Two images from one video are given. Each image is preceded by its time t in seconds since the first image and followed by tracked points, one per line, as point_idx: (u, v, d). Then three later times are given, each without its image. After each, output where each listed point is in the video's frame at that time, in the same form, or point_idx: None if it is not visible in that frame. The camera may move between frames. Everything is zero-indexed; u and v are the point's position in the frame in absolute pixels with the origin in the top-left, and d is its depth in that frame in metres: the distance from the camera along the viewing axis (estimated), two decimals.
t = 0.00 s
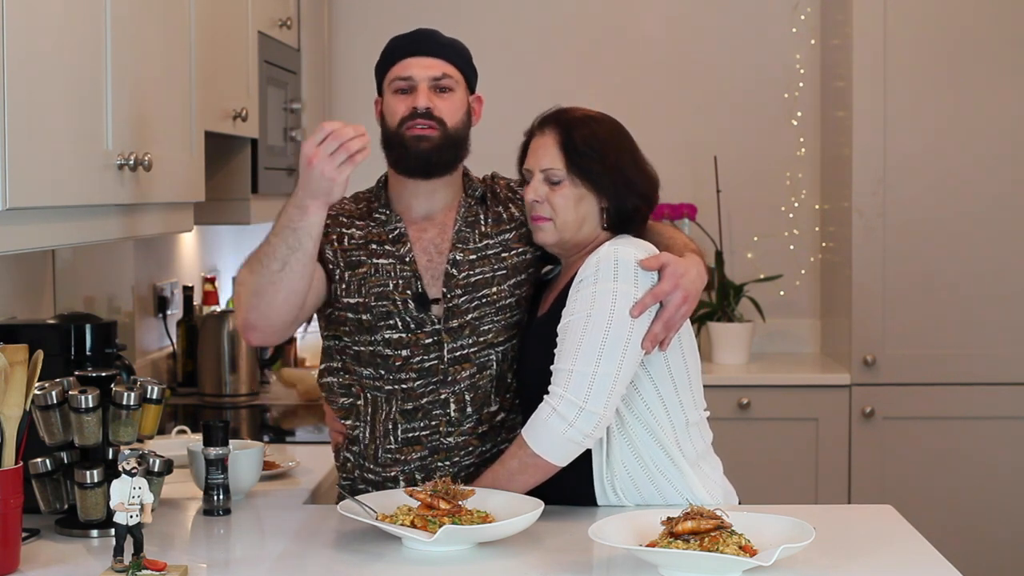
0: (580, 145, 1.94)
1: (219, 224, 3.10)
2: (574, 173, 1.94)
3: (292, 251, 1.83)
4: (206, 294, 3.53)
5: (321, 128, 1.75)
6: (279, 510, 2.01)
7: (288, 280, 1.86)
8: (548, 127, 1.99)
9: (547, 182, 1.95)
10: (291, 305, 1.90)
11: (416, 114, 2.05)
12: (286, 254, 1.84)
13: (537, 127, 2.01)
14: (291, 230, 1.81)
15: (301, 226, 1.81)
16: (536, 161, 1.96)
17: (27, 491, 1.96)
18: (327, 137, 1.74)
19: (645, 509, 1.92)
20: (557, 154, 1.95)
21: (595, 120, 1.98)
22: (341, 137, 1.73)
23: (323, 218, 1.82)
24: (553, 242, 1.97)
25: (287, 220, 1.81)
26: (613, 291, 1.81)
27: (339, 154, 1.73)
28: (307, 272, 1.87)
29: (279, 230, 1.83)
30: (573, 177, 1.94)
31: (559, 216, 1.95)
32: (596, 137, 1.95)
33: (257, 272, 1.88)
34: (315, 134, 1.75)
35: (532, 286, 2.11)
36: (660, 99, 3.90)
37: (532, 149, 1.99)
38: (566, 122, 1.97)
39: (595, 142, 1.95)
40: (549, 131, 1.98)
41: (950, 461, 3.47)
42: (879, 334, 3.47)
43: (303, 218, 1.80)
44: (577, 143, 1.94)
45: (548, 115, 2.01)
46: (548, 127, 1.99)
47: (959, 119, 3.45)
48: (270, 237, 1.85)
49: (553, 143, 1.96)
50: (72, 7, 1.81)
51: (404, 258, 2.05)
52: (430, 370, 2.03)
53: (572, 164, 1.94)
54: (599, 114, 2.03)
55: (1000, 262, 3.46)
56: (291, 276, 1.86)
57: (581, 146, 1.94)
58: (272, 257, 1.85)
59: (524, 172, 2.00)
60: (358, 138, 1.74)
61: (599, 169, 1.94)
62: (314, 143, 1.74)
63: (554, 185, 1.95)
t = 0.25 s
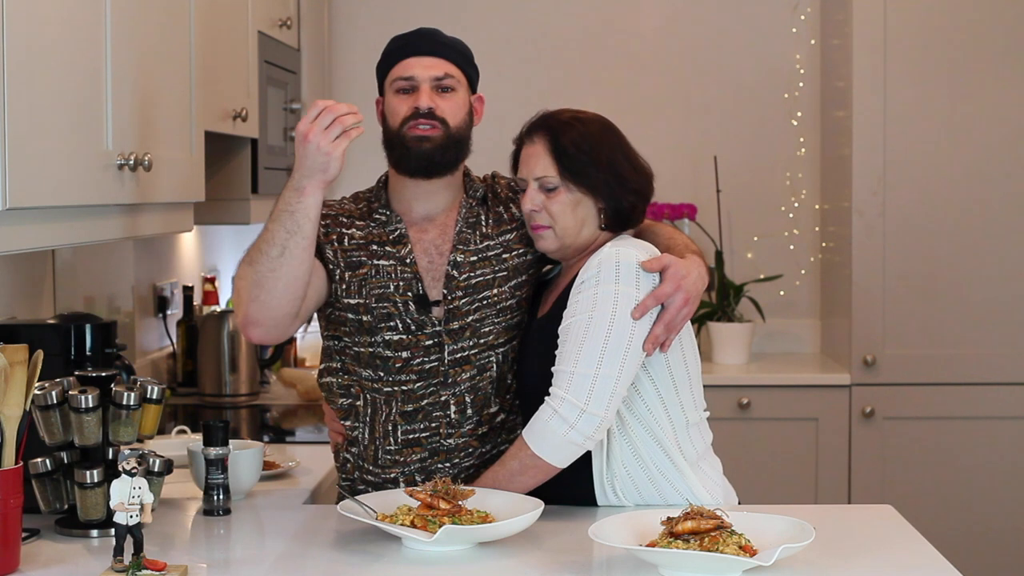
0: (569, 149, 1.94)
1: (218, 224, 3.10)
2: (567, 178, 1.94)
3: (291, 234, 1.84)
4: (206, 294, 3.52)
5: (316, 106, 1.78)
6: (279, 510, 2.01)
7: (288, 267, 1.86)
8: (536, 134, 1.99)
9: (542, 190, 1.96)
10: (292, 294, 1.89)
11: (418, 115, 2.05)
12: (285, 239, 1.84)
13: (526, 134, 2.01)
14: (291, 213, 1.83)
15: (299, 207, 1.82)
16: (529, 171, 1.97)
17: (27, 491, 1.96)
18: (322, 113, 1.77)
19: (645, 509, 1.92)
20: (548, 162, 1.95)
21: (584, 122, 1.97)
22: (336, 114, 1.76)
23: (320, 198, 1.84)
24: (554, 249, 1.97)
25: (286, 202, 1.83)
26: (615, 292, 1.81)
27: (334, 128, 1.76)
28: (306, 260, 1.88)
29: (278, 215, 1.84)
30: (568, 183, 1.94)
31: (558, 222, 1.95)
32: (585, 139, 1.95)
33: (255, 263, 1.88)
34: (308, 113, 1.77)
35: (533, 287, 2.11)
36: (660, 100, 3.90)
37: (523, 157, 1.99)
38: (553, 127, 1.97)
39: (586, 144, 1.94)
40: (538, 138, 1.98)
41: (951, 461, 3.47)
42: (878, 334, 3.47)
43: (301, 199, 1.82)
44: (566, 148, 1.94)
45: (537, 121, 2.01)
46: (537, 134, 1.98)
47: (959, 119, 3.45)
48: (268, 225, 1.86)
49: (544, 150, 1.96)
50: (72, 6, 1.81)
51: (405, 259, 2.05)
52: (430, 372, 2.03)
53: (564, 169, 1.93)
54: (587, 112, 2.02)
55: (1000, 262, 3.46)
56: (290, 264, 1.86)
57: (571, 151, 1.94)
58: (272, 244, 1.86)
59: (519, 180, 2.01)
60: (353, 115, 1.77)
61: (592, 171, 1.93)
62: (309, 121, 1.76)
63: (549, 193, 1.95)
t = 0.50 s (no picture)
0: (567, 152, 1.94)
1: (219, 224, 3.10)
2: (566, 182, 1.94)
3: (298, 287, 1.83)
4: (206, 294, 3.52)
5: (315, 160, 1.68)
6: (279, 510, 2.01)
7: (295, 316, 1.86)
8: (533, 137, 1.98)
9: (542, 193, 1.96)
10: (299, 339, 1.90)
11: (415, 117, 2.05)
12: (292, 291, 1.84)
13: (523, 137, 2.01)
14: (297, 270, 1.81)
15: (305, 264, 1.80)
16: (528, 174, 1.97)
17: (28, 491, 1.96)
18: (322, 169, 1.68)
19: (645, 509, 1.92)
20: (546, 166, 1.95)
21: (579, 123, 1.97)
22: (337, 170, 1.67)
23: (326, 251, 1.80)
24: (556, 252, 1.97)
25: (293, 259, 1.80)
26: (617, 295, 1.81)
27: (338, 183, 1.68)
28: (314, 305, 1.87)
29: (284, 268, 1.82)
30: (567, 186, 1.94)
31: (559, 225, 1.95)
32: (582, 141, 1.94)
33: (262, 311, 1.87)
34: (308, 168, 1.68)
35: (534, 288, 2.11)
36: (660, 100, 3.90)
37: (522, 161, 1.99)
38: (550, 130, 1.96)
39: (583, 145, 1.94)
40: (535, 142, 1.98)
41: (951, 461, 3.47)
42: (878, 334, 3.47)
43: (308, 255, 1.79)
44: (564, 150, 1.94)
45: (533, 124, 2.01)
46: (533, 138, 1.98)
47: (959, 119, 3.45)
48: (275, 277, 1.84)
49: (542, 154, 1.96)
50: (71, 6, 1.81)
51: (406, 263, 2.05)
52: (432, 374, 2.03)
53: (562, 173, 1.93)
54: (581, 113, 2.02)
55: (1000, 262, 3.46)
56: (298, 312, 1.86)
57: (568, 154, 1.94)
58: (278, 295, 1.85)
59: (517, 183, 2.01)
60: (353, 168, 1.68)
61: (590, 173, 1.93)
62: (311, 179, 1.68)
63: (549, 196, 1.95)
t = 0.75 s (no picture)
0: (566, 153, 1.93)
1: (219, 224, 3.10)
2: (565, 184, 1.94)
3: (315, 369, 1.86)
4: (206, 294, 3.52)
5: (330, 291, 1.66)
6: (279, 510, 2.01)
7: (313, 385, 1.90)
8: (532, 138, 1.98)
9: (541, 195, 1.96)
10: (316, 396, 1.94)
11: (416, 119, 2.05)
12: (310, 371, 1.86)
13: (523, 138, 2.00)
14: (314, 356, 1.82)
15: (321, 355, 1.81)
16: (528, 175, 1.97)
17: (28, 491, 1.96)
18: (338, 303, 1.66)
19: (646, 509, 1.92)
20: (546, 167, 1.95)
21: (579, 124, 1.96)
22: (354, 303, 1.66)
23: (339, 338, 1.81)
24: (556, 254, 1.98)
25: (309, 351, 1.80)
26: (616, 295, 1.80)
27: (356, 314, 1.67)
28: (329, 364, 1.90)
29: (299, 356, 1.82)
30: (566, 188, 1.94)
31: (559, 227, 1.96)
32: (582, 142, 1.94)
33: (277, 378, 1.90)
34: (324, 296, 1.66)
35: (536, 288, 2.11)
36: (660, 100, 3.90)
37: (521, 161, 1.99)
38: (549, 131, 1.96)
39: (582, 147, 1.94)
40: (534, 143, 1.97)
41: (951, 461, 3.47)
42: (878, 334, 3.47)
43: (324, 349, 1.80)
44: (563, 152, 1.94)
45: (532, 125, 2.00)
46: (533, 139, 1.97)
47: (959, 118, 3.45)
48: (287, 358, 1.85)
49: (541, 156, 1.96)
50: (71, 6, 1.81)
51: (405, 271, 2.04)
52: (435, 377, 2.03)
53: (562, 175, 1.93)
54: (579, 113, 2.02)
55: (1000, 262, 3.46)
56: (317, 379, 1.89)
57: (568, 155, 1.93)
58: (294, 374, 1.87)
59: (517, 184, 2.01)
60: (368, 295, 1.67)
61: (589, 174, 1.93)
62: (327, 310, 1.66)
63: (549, 198, 1.95)
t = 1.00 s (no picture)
0: (567, 153, 1.94)
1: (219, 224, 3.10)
2: (565, 183, 1.94)
3: (309, 347, 1.84)
4: (206, 294, 3.52)
5: (329, 258, 1.67)
6: (279, 511, 2.01)
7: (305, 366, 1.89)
8: (533, 137, 1.98)
9: (541, 194, 1.96)
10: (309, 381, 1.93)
11: (419, 122, 2.05)
12: (303, 349, 1.85)
13: (523, 137, 2.00)
14: (308, 331, 1.81)
15: (315, 330, 1.81)
16: (527, 174, 1.96)
17: (28, 491, 1.96)
18: (336, 269, 1.67)
19: (646, 509, 1.92)
20: (546, 166, 1.95)
21: (580, 125, 1.96)
22: (352, 268, 1.67)
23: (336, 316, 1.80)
24: (554, 254, 1.98)
25: (303, 325, 1.80)
26: (615, 294, 1.80)
27: (353, 281, 1.68)
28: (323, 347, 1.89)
29: (294, 331, 1.82)
30: (566, 188, 1.94)
31: (558, 227, 1.96)
32: (583, 143, 1.94)
33: (270, 359, 1.89)
34: (323, 263, 1.67)
35: (537, 288, 2.11)
36: (660, 100, 3.90)
37: (521, 160, 1.99)
38: (550, 131, 1.96)
39: (583, 147, 1.94)
40: (534, 142, 1.97)
41: (950, 461, 3.47)
42: (878, 334, 3.47)
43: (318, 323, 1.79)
44: (564, 152, 1.94)
45: (533, 124, 2.00)
46: (533, 139, 1.98)
47: (959, 118, 3.45)
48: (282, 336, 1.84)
49: (542, 155, 1.96)
50: (71, 6, 1.81)
51: (408, 269, 2.05)
52: (436, 377, 2.03)
53: (561, 174, 1.93)
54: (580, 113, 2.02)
55: (1000, 261, 3.46)
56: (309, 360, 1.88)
57: (568, 155, 1.93)
58: (288, 351, 1.86)
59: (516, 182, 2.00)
60: (368, 262, 1.68)
61: (590, 175, 1.93)
62: (325, 277, 1.67)
63: (548, 197, 1.95)
